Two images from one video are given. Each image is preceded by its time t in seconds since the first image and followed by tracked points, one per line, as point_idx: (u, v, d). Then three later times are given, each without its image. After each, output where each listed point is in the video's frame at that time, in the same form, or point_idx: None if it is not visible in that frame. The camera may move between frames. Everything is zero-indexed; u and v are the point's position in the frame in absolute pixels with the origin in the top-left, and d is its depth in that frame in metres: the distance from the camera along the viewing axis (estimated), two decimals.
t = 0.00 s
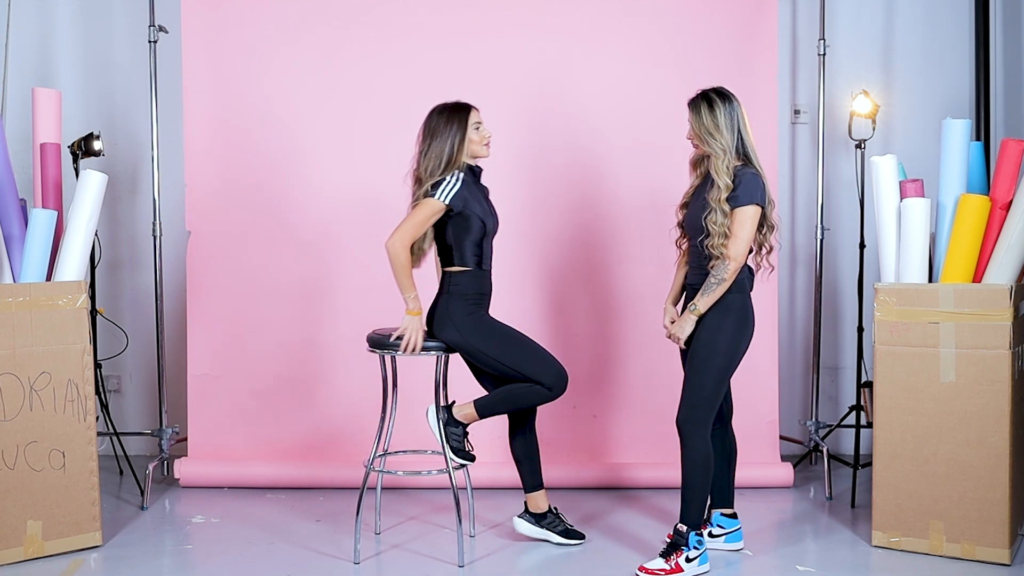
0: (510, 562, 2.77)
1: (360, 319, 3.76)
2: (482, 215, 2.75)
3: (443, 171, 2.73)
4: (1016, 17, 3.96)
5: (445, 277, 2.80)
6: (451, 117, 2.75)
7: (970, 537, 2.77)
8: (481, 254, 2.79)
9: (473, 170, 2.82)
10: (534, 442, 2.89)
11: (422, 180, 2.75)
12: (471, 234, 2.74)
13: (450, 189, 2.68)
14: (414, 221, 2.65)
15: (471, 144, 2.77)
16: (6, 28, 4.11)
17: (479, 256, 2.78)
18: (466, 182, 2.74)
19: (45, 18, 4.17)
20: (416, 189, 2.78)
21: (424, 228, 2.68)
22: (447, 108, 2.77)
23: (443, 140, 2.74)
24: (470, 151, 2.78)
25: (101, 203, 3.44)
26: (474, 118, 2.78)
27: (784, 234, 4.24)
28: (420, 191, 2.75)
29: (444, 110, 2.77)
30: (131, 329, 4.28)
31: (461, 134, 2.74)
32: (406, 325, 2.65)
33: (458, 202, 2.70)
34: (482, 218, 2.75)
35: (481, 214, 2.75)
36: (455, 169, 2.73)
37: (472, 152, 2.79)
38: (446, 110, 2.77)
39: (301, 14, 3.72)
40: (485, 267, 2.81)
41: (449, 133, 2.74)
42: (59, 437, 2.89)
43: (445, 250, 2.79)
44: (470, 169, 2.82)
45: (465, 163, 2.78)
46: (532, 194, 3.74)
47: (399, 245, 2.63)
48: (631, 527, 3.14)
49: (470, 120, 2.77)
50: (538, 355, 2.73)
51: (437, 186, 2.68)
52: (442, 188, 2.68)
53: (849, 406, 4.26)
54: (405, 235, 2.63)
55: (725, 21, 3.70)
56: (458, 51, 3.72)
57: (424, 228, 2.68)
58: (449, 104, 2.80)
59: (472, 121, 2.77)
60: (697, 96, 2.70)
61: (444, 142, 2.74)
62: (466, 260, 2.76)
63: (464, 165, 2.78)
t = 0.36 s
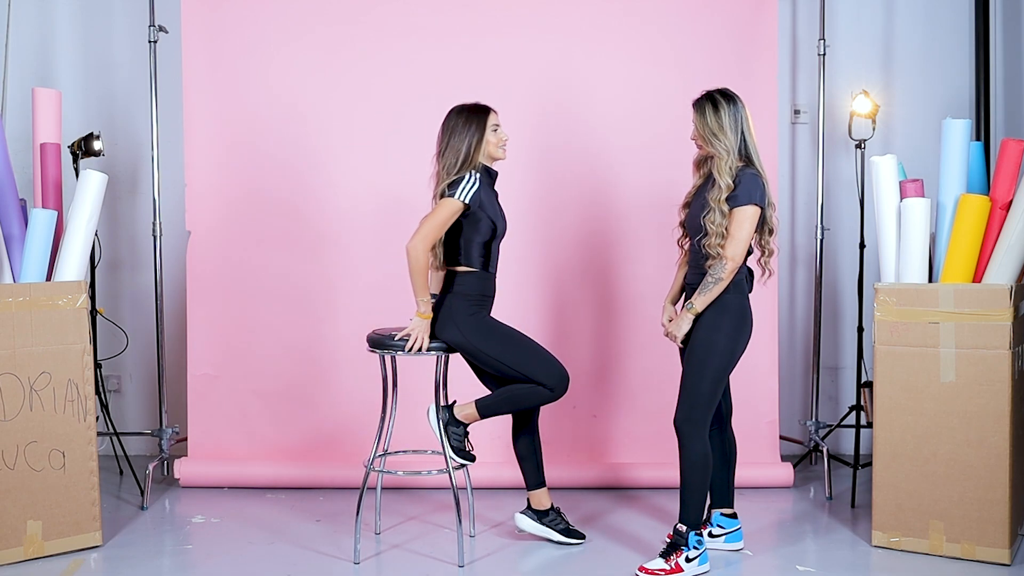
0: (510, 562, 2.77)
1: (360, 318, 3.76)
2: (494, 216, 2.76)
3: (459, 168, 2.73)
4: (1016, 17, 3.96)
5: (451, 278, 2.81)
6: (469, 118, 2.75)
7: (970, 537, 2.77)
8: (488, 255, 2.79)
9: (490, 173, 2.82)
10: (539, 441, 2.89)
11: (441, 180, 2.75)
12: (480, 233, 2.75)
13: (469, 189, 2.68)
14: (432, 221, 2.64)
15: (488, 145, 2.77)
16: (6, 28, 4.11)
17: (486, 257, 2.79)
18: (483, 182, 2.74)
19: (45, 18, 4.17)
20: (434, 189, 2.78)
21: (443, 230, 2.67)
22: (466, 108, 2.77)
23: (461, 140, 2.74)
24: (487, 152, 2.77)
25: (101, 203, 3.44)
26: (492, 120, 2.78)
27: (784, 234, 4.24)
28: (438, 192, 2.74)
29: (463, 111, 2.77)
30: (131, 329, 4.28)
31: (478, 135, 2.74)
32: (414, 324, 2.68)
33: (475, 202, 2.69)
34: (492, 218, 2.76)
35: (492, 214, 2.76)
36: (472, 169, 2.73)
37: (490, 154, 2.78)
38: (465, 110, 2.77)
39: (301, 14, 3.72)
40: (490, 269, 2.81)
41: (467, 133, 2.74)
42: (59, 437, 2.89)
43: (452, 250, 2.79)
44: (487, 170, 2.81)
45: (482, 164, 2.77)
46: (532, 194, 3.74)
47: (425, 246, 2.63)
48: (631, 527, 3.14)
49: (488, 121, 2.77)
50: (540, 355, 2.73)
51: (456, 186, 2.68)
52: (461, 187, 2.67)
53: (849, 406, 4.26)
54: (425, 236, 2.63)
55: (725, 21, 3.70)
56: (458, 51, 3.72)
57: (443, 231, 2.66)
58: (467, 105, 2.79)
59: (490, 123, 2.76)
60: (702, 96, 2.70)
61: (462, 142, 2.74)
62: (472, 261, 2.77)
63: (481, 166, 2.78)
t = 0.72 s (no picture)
0: (510, 562, 2.77)
1: (360, 318, 3.76)
2: (493, 214, 2.76)
3: (461, 166, 2.73)
4: (1016, 17, 3.96)
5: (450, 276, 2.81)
6: (474, 115, 2.76)
7: (970, 537, 2.77)
8: (487, 253, 2.79)
9: (490, 172, 2.82)
10: (540, 439, 2.89)
11: (441, 176, 2.75)
12: (480, 231, 2.75)
13: (468, 187, 2.68)
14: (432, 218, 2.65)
15: (490, 144, 2.77)
16: (6, 28, 4.11)
17: (486, 255, 2.79)
18: (481, 181, 2.74)
19: (45, 18, 4.17)
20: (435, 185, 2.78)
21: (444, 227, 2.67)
22: (470, 106, 2.77)
23: (464, 137, 2.74)
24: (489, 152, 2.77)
25: (101, 203, 3.43)
26: (496, 119, 2.78)
27: (784, 234, 4.24)
28: (438, 188, 2.75)
29: (467, 109, 2.77)
30: (131, 329, 4.28)
31: (481, 133, 2.74)
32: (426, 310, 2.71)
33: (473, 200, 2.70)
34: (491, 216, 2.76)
35: (491, 212, 2.75)
36: (472, 168, 2.73)
37: (491, 154, 2.78)
38: (469, 108, 2.77)
39: (301, 14, 3.72)
40: (490, 268, 2.81)
41: (471, 131, 2.74)
42: (59, 437, 2.89)
43: (451, 247, 2.79)
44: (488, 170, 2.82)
45: (482, 163, 2.77)
46: (532, 194, 3.74)
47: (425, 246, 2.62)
48: (632, 527, 3.14)
49: (492, 120, 2.77)
50: (540, 354, 2.73)
51: (456, 182, 2.68)
52: (460, 185, 2.67)
53: (849, 406, 4.26)
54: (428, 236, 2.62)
55: (725, 21, 3.70)
56: (458, 51, 3.72)
57: (444, 229, 2.66)
58: (472, 103, 2.80)
59: (494, 122, 2.77)
60: (706, 97, 2.70)
61: (465, 139, 2.74)
62: (472, 259, 2.77)
63: (482, 165, 2.78)
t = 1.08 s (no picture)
0: (510, 562, 2.77)
1: (359, 318, 3.76)
2: (490, 214, 2.76)
3: (455, 167, 2.74)
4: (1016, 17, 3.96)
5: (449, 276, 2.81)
6: (470, 115, 2.75)
7: (970, 537, 2.77)
8: (486, 253, 2.78)
9: (484, 172, 2.83)
10: (535, 442, 2.89)
11: (436, 176, 2.76)
12: (477, 231, 2.74)
13: (460, 189, 2.68)
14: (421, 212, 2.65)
15: (485, 146, 2.77)
16: (6, 28, 4.11)
17: (484, 255, 2.78)
18: (476, 181, 2.75)
19: (45, 18, 4.17)
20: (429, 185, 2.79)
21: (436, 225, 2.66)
22: (467, 106, 2.77)
23: (460, 137, 2.74)
24: (483, 154, 2.77)
25: (101, 203, 3.43)
26: (492, 120, 2.78)
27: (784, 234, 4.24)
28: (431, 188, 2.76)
29: (463, 108, 2.77)
30: (131, 329, 4.28)
31: (477, 133, 2.74)
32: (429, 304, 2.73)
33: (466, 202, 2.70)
34: (488, 217, 2.76)
35: (487, 213, 2.75)
36: (466, 169, 2.73)
37: (486, 156, 2.78)
38: (466, 108, 2.77)
39: (301, 14, 3.72)
40: (489, 268, 2.80)
41: (467, 131, 2.74)
42: (59, 437, 2.89)
43: (448, 247, 2.79)
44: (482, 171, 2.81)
45: (477, 164, 2.77)
46: (532, 194, 3.74)
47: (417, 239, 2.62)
48: (632, 527, 3.14)
49: (488, 121, 2.76)
50: (541, 355, 2.73)
51: (448, 184, 2.68)
52: (454, 186, 2.68)
53: (849, 406, 4.26)
54: (414, 228, 2.62)
55: (725, 21, 3.70)
56: (458, 51, 3.72)
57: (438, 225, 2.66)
58: (470, 103, 2.79)
59: (489, 124, 2.76)
60: (708, 97, 2.70)
61: (461, 139, 2.74)
62: (470, 259, 2.76)
63: (476, 166, 2.78)
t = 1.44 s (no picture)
0: (510, 562, 2.78)
1: (360, 318, 3.76)
2: (488, 214, 2.76)
3: (455, 167, 2.72)
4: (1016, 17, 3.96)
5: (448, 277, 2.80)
6: (471, 115, 2.76)
7: (970, 537, 2.77)
8: (484, 254, 2.78)
9: (480, 173, 2.83)
10: (532, 443, 2.89)
11: (434, 175, 2.74)
12: (475, 231, 2.74)
13: (459, 190, 2.68)
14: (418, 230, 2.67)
15: (484, 148, 2.77)
16: (6, 28, 4.11)
17: (482, 255, 2.78)
18: (473, 183, 2.75)
19: (45, 18, 4.17)
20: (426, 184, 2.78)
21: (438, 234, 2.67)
22: (469, 106, 2.77)
23: (460, 137, 2.74)
24: (481, 155, 2.77)
25: (101, 203, 3.43)
26: (492, 122, 2.78)
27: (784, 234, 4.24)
28: (428, 189, 2.75)
29: (465, 108, 2.77)
30: (131, 329, 4.28)
31: (477, 134, 2.74)
32: (431, 338, 2.67)
33: (466, 203, 2.70)
34: (486, 218, 2.76)
35: (485, 214, 2.75)
36: (465, 169, 2.72)
37: (483, 158, 2.78)
38: (468, 107, 2.77)
39: (301, 14, 3.72)
40: (488, 268, 2.80)
41: (467, 131, 2.74)
42: (59, 437, 2.89)
43: (447, 247, 2.79)
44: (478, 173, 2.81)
45: (475, 165, 2.77)
46: (532, 194, 3.74)
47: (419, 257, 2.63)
48: (632, 527, 3.14)
49: (489, 122, 2.77)
50: (541, 356, 2.72)
51: (448, 184, 2.68)
52: (453, 187, 2.67)
53: (849, 406, 4.27)
54: (415, 246, 2.63)
55: (725, 21, 3.70)
56: (458, 51, 3.72)
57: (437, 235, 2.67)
58: (471, 103, 2.79)
59: (489, 126, 2.77)
60: (708, 97, 2.70)
61: (461, 139, 2.74)
62: (468, 259, 2.76)
63: (474, 167, 2.78)
